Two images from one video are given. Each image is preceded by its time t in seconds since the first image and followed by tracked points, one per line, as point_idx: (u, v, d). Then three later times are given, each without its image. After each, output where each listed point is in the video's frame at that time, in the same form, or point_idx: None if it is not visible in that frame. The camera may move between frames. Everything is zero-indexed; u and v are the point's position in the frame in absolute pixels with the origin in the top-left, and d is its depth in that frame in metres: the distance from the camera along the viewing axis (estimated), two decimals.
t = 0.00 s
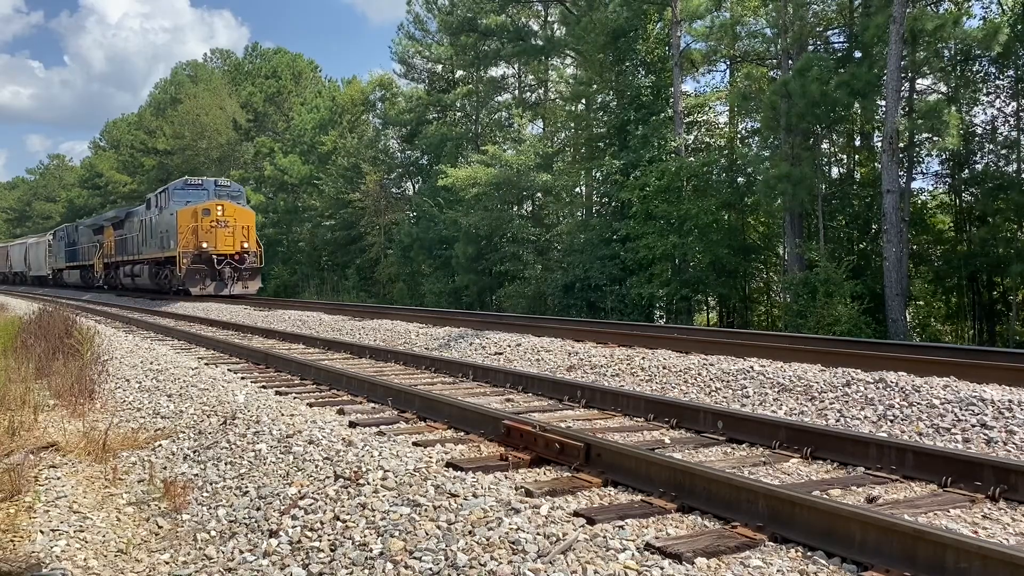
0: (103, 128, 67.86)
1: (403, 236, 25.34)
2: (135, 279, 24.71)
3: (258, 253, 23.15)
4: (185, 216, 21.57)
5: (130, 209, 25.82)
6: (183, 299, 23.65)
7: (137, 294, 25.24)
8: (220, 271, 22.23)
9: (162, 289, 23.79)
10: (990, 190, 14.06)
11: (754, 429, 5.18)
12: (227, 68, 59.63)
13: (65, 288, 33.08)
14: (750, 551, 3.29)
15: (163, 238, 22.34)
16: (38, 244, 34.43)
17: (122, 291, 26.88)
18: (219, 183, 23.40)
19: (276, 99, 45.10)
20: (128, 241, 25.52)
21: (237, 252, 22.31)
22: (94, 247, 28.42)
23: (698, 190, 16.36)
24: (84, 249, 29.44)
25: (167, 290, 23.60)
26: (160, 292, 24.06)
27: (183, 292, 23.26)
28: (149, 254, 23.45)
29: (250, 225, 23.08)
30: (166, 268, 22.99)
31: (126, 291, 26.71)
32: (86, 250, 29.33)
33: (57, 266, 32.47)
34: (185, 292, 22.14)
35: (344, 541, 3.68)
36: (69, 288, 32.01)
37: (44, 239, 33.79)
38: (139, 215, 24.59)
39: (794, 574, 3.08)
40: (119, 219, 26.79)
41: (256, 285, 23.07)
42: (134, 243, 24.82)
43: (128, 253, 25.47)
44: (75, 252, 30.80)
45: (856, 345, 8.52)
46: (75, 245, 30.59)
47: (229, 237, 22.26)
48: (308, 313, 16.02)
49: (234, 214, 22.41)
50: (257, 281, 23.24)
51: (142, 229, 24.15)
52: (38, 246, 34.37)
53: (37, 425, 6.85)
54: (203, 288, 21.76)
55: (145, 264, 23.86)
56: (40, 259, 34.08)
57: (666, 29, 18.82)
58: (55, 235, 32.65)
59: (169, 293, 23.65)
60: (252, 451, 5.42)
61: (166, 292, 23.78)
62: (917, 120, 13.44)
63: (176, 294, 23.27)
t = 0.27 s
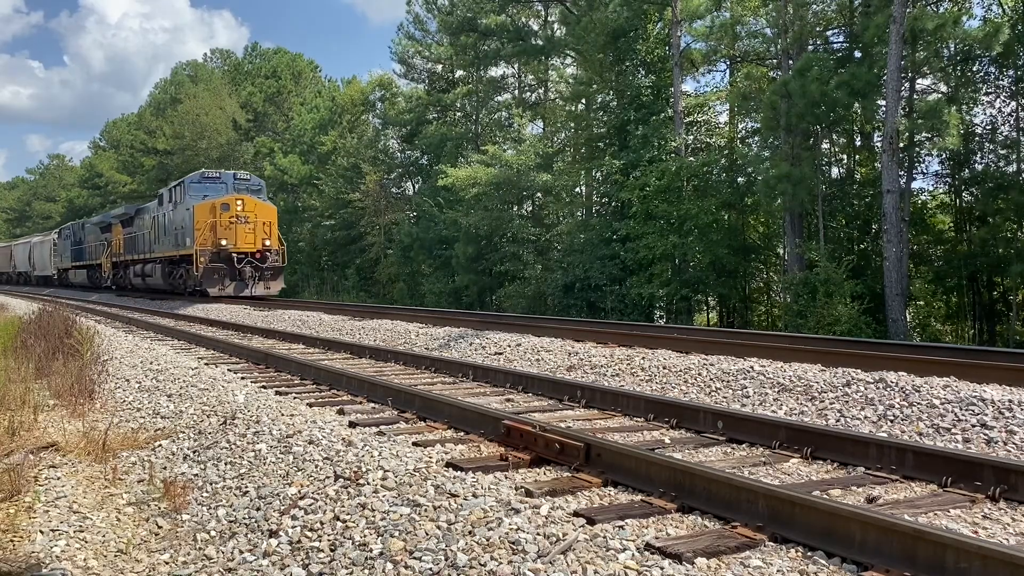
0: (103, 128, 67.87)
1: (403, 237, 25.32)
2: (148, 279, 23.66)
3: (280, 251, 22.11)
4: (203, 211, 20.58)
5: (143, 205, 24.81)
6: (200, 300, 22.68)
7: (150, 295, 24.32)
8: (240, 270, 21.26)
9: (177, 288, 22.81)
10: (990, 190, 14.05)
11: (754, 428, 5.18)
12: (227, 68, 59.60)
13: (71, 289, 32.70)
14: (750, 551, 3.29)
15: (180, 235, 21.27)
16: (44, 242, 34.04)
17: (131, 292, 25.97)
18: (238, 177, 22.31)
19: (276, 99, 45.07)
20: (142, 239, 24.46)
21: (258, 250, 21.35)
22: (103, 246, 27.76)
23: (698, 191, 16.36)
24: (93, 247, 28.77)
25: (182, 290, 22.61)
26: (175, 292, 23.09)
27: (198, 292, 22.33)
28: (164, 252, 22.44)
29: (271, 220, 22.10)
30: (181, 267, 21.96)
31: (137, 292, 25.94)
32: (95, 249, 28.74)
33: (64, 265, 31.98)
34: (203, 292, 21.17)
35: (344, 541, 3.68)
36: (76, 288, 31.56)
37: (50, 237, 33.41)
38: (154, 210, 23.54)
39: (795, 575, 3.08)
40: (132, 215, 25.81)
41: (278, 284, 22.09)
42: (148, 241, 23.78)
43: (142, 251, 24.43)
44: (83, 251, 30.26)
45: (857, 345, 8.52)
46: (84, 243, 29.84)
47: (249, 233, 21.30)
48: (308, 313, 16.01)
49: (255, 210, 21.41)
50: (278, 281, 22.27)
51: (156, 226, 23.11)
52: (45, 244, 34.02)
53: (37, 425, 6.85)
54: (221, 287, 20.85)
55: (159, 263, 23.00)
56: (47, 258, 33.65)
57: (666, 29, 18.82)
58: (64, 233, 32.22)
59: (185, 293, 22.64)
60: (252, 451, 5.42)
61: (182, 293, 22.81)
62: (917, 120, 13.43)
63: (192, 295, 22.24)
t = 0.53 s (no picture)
0: (103, 128, 67.89)
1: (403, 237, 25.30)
2: (165, 279, 22.29)
3: (305, 250, 20.63)
4: (222, 205, 19.11)
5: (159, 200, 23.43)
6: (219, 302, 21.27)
7: (165, 296, 23.02)
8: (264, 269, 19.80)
9: (193, 290, 21.61)
10: (990, 190, 14.03)
11: (754, 429, 5.18)
12: (227, 68, 59.60)
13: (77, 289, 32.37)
14: (750, 551, 3.29)
15: (197, 232, 19.85)
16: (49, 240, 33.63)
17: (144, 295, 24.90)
18: (259, 168, 20.77)
19: (276, 99, 45.03)
20: (156, 237, 23.07)
21: (282, 248, 19.92)
22: (111, 245, 26.98)
23: (698, 191, 16.35)
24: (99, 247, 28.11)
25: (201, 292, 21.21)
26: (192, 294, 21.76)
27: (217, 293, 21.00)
28: (180, 251, 21.01)
29: (296, 216, 20.62)
30: (199, 266, 20.58)
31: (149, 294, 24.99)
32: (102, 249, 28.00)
33: (71, 264, 31.44)
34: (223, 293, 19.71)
35: (344, 541, 3.68)
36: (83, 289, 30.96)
37: (57, 235, 33.02)
38: (170, 206, 22.13)
39: (795, 575, 3.08)
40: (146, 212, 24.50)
41: (303, 285, 20.66)
42: (163, 240, 22.42)
43: (157, 250, 23.05)
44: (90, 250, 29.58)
45: (857, 345, 8.52)
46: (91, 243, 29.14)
47: (273, 230, 19.84)
48: (308, 313, 16.02)
49: (279, 204, 19.94)
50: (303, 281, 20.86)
51: (172, 223, 21.70)
52: (51, 243, 33.55)
53: (37, 425, 6.85)
54: (242, 289, 19.45)
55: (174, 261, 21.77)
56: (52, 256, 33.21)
57: (666, 29, 18.83)
58: (72, 231, 31.73)
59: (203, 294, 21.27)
60: (252, 451, 5.42)
61: (199, 294, 21.48)
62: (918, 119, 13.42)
63: (212, 297, 20.86)
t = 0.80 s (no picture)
0: (103, 128, 67.92)
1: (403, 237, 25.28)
2: (182, 276, 21.23)
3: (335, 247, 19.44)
4: (244, 198, 17.94)
5: (175, 194, 22.33)
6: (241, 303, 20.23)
7: (182, 294, 22.06)
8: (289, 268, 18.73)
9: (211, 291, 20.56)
10: (990, 190, 14.02)
11: (754, 429, 5.18)
12: (227, 68, 59.62)
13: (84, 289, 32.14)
14: (750, 551, 3.29)
15: (217, 228, 18.73)
16: (56, 239, 33.33)
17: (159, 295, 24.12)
18: (282, 158, 19.56)
19: (275, 99, 44.89)
20: (172, 233, 21.98)
21: (310, 245, 18.81)
22: (122, 244, 26.43)
23: (698, 191, 16.34)
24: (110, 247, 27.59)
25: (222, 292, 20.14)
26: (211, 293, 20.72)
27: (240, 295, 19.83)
28: (199, 248, 19.93)
29: (324, 210, 19.47)
30: (219, 264, 19.53)
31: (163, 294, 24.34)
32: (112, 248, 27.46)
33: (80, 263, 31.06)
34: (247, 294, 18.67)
35: (344, 541, 3.68)
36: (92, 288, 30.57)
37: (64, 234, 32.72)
38: (187, 200, 20.98)
39: (795, 575, 3.08)
40: (161, 208, 23.51)
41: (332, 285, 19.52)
42: (180, 236, 21.32)
43: (174, 247, 21.96)
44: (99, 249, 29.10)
45: (857, 345, 8.52)
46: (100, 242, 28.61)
47: (300, 225, 18.68)
48: (308, 313, 16.02)
49: (306, 198, 18.77)
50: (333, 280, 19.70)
51: (190, 217, 20.57)
52: (59, 242, 33.18)
53: (37, 425, 6.85)
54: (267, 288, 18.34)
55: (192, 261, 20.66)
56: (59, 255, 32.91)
57: (665, 29, 18.84)
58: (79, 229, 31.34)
59: (223, 294, 20.24)
60: (252, 451, 5.42)
61: (218, 294, 20.49)
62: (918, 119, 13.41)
63: (234, 296, 19.80)
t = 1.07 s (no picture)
0: (103, 128, 67.91)
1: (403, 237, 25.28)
2: (199, 274, 19.92)
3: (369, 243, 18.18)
4: (271, 191, 16.52)
5: (192, 186, 21.01)
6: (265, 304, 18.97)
7: (198, 293, 20.85)
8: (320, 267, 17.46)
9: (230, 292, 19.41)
10: (990, 190, 14.01)
11: (754, 428, 5.18)
12: (227, 68, 59.65)
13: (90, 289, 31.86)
14: (750, 551, 3.29)
15: (240, 223, 17.38)
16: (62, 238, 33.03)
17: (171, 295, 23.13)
18: (310, 147, 18.03)
19: (276, 99, 44.53)
20: (188, 228, 20.69)
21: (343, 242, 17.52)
22: (131, 242, 25.79)
23: (698, 191, 16.34)
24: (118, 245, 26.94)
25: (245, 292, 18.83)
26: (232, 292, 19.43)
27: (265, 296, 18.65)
28: (220, 243, 18.58)
29: (357, 203, 18.11)
30: (241, 263, 18.22)
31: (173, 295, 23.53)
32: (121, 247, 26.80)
33: (88, 262, 30.61)
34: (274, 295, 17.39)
35: (344, 541, 3.68)
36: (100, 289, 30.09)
37: (71, 233, 32.42)
38: (206, 192, 19.60)
39: (795, 574, 3.08)
40: (176, 202, 22.35)
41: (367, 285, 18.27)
42: (198, 231, 19.99)
43: (191, 243, 20.68)
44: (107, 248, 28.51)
45: (856, 344, 8.52)
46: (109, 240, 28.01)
47: (332, 220, 17.39)
48: (308, 313, 16.01)
49: (337, 189, 17.39)
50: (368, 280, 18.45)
51: (209, 212, 19.22)
52: (66, 241, 32.76)
53: (37, 425, 6.85)
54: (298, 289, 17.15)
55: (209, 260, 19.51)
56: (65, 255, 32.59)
57: (666, 29, 18.85)
58: (88, 228, 30.97)
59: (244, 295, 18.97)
60: (252, 451, 5.42)
61: (239, 295, 19.27)
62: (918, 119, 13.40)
63: (258, 296, 18.45)
